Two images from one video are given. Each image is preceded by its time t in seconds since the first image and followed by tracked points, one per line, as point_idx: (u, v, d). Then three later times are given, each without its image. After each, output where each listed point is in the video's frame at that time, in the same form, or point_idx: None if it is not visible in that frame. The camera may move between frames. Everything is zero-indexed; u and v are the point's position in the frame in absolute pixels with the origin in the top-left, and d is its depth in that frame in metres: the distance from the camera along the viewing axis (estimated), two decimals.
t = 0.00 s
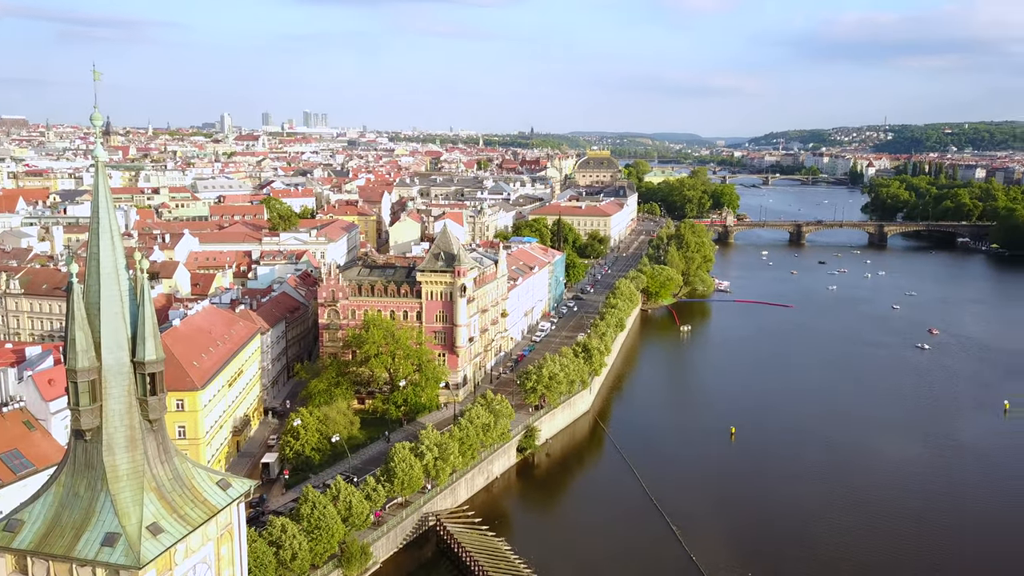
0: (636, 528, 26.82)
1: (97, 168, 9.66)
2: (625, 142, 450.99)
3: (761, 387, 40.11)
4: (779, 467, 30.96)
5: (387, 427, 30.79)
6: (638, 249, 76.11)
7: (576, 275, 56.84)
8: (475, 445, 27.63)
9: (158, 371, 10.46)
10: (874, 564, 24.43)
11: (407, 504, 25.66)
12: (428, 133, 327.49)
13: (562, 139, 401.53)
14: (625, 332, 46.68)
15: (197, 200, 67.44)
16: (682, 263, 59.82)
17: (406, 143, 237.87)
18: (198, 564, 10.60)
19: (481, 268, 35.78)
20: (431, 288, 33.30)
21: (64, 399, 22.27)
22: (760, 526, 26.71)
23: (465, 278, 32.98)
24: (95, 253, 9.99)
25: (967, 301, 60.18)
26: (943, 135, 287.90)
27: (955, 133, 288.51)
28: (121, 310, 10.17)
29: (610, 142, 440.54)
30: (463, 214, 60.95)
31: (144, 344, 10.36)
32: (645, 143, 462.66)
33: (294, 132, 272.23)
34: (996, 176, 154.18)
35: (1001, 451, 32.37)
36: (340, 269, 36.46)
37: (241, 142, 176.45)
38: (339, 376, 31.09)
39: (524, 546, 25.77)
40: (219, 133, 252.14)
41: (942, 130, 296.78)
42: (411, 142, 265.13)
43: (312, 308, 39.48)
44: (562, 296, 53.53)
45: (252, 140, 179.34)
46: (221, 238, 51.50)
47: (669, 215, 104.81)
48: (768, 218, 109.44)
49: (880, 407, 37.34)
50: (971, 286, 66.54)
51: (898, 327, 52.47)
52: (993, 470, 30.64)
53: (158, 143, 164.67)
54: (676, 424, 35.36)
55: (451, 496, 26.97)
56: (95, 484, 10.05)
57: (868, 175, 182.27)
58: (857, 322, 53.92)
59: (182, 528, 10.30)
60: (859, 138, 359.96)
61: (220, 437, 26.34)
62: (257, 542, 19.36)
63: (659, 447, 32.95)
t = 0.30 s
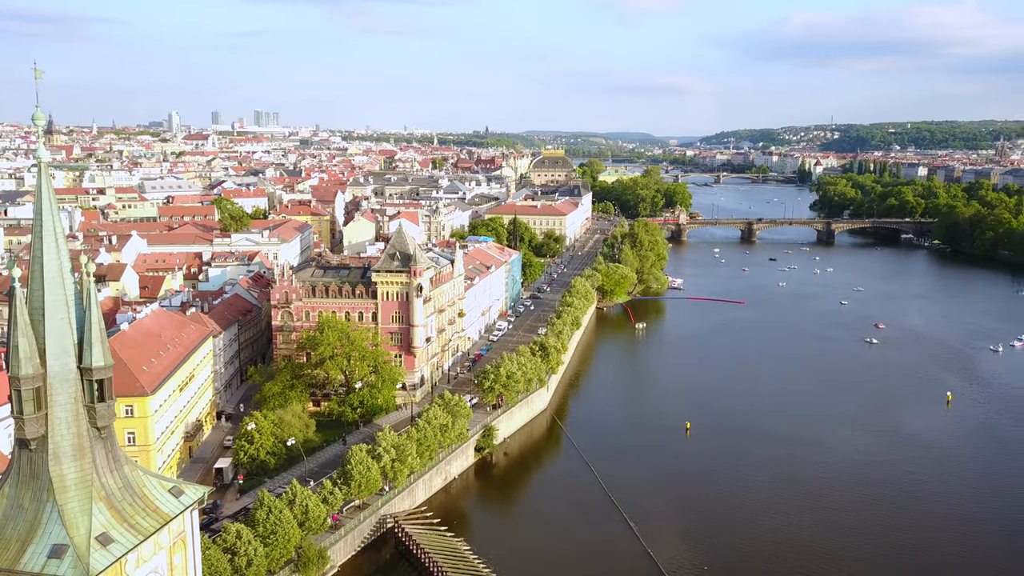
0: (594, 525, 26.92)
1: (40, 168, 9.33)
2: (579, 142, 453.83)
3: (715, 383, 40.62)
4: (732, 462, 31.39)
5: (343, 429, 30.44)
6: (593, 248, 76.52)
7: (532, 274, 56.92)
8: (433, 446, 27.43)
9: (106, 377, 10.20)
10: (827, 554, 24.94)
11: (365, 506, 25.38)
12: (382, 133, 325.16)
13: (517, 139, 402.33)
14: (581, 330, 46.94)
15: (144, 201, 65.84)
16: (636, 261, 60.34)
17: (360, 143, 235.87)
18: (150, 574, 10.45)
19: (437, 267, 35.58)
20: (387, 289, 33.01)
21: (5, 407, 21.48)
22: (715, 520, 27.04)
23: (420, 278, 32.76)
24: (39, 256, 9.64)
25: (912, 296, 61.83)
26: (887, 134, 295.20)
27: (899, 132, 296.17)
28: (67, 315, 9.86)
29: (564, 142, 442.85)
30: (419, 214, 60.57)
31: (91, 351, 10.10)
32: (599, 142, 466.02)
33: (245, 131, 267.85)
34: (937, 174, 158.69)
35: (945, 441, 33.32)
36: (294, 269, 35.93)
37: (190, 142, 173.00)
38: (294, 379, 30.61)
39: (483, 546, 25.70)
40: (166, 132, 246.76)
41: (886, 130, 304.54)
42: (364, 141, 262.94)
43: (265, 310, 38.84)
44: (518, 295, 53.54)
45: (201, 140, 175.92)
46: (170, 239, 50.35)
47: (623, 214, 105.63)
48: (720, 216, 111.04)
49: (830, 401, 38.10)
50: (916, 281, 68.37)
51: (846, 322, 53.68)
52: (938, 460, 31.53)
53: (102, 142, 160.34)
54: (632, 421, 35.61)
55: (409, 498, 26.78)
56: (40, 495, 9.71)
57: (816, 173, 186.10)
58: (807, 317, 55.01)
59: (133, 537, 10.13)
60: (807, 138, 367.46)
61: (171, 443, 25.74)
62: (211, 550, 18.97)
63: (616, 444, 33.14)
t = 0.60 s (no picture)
0: (553, 523, 26.99)
1: None
2: (533, 140, 454.51)
3: (670, 379, 41.09)
4: (688, 457, 31.79)
5: (299, 432, 30.04)
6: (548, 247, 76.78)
7: (489, 273, 56.87)
8: (391, 448, 27.23)
9: (51, 384, 10.42)
10: (781, 546, 25.41)
11: (321, 510, 25.08)
12: (335, 132, 321.81)
13: (471, 138, 401.68)
14: (539, 328, 47.06)
15: (89, 202, 64.08)
16: (592, 260, 60.69)
17: (313, 142, 233.01)
18: None
19: (393, 267, 35.29)
20: (342, 289, 32.64)
21: None
22: (672, 515, 27.33)
23: (376, 278, 32.46)
24: None
25: (859, 291, 63.31)
26: (834, 134, 301.62)
27: (845, 131, 303.05)
28: (10, 321, 9.95)
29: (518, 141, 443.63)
30: (374, 213, 60.03)
31: (35, 355, 10.28)
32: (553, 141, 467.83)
33: (194, 130, 262.55)
34: (882, 171, 162.67)
35: (893, 433, 34.18)
36: (246, 271, 35.35)
37: (138, 141, 169.03)
38: (248, 382, 30.10)
39: (442, 547, 25.59)
40: (111, 131, 240.56)
41: (833, 129, 311.37)
42: (317, 140, 259.76)
43: (217, 312, 38.13)
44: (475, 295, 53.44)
45: (149, 139, 172.00)
46: (117, 241, 49.08)
47: (578, 213, 106.15)
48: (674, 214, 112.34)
49: (782, 395, 38.80)
50: (863, 276, 69.99)
51: (797, 317, 54.72)
52: (886, 451, 32.33)
53: (43, 140, 155.74)
54: (589, 418, 35.82)
55: (367, 500, 26.55)
56: None
57: (766, 171, 189.37)
58: (760, 313, 55.94)
59: (82, 548, 10.41)
60: (758, 136, 373.71)
61: (120, 450, 25.10)
62: (164, 558, 18.56)
63: (574, 442, 33.29)
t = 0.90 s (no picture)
0: (515, 523, 27.02)
1: None
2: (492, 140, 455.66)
3: (630, 376, 41.44)
4: (648, 454, 32.07)
5: (257, 436, 29.59)
6: (509, 246, 76.89)
7: (449, 273, 56.70)
8: (352, 450, 26.96)
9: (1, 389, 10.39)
10: (738, 541, 25.78)
11: (282, 513, 24.71)
12: (292, 131, 318.36)
13: (430, 137, 400.82)
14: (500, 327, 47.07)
15: (37, 203, 62.34)
16: (552, 259, 60.83)
17: (270, 142, 229.84)
18: None
19: (351, 268, 34.93)
20: (299, 290, 32.23)
21: None
22: (633, 513, 27.53)
23: (335, 278, 32.11)
24: None
25: (813, 288, 64.50)
26: (788, 134, 306.92)
27: (799, 130, 308.76)
28: None
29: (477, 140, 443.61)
30: (332, 213, 59.41)
31: None
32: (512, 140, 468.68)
33: (146, 130, 257.19)
34: (835, 170, 166.12)
35: (846, 426, 34.93)
36: (201, 272, 34.75)
37: (88, 140, 165.07)
38: (204, 386, 29.55)
39: (405, 548, 25.44)
40: (60, 130, 234.51)
41: (787, 129, 316.74)
42: (273, 140, 256.37)
43: (172, 315, 37.41)
44: (436, 294, 53.20)
45: (100, 138, 168.09)
46: (67, 244, 47.84)
47: (538, 212, 106.43)
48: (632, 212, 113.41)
49: (739, 390, 39.37)
50: (816, 273, 71.35)
51: (753, 313, 55.60)
52: (840, 444, 33.03)
53: None
54: (550, 416, 35.94)
55: (328, 503, 26.26)
56: None
57: (722, 170, 191.98)
58: (717, 310, 56.66)
59: (33, 559, 10.56)
60: (714, 135, 378.81)
61: (72, 458, 24.46)
62: (119, 567, 18.13)
63: (535, 441, 33.38)
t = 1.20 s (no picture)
0: (475, 522, 27.01)
1: None
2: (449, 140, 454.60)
3: (588, 374, 41.68)
4: (608, 451, 32.26)
5: (213, 441, 29.06)
6: (467, 246, 76.73)
7: (407, 273, 56.38)
8: (310, 453, 26.66)
9: None
10: (695, 535, 26.11)
11: (239, 519, 24.31)
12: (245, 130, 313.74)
13: (387, 136, 398.44)
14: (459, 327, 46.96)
15: None
16: (511, 258, 60.83)
17: (222, 141, 226.16)
18: None
19: (307, 269, 34.48)
20: (255, 293, 31.74)
21: None
22: (594, 510, 27.67)
23: (290, 280, 31.67)
24: None
25: (766, 285, 65.62)
26: (741, 133, 311.59)
27: (751, 130, 313.72)
28: None
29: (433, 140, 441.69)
30: (287, 213, 58.65)
31: None
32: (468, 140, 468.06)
33: (94, 129, 251.07)
34: (786, 169, 169.08)
35: (800, 420, 35.60)
36: (152, 275, 34.03)
37: (32, 139, 160.49)
38: (157, 391, 28.94)
39: (364, 550, 25.25)
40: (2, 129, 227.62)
41: (740, 128, 321.51)
42: (227, 139, 252.39)
43: (123, 318, 36.56)
44: (394, 295, 52.85)
45: (45, 138, 163.51)
46: (11, 246, 46.44)
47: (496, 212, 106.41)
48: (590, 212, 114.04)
49: (696, 387, 39.86)
50: (770, 270, 72.58)
51: (708, 311, 56.34)
52: (793, 437, 33.67)
53: None
54: (510, 415, 35.99)
55: (286, 507, 25.91)
56: None
57: (677, 169, 194.18)
58: (673, 308, 57.29)
59: None
60: (669, 134, 382.89)
61: (19, 466, 23.77)
62: None
63: (495, 440, 33.40)
